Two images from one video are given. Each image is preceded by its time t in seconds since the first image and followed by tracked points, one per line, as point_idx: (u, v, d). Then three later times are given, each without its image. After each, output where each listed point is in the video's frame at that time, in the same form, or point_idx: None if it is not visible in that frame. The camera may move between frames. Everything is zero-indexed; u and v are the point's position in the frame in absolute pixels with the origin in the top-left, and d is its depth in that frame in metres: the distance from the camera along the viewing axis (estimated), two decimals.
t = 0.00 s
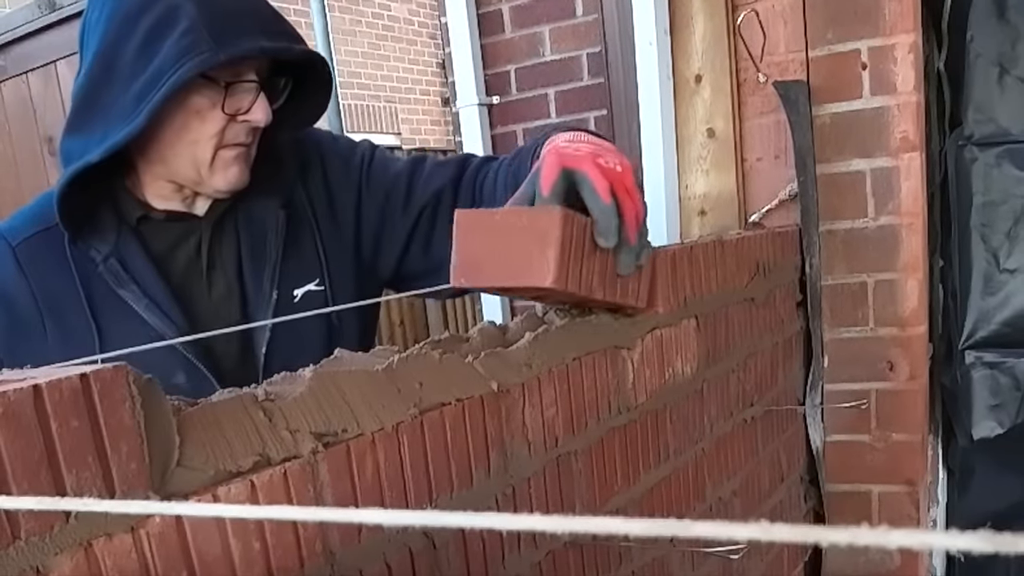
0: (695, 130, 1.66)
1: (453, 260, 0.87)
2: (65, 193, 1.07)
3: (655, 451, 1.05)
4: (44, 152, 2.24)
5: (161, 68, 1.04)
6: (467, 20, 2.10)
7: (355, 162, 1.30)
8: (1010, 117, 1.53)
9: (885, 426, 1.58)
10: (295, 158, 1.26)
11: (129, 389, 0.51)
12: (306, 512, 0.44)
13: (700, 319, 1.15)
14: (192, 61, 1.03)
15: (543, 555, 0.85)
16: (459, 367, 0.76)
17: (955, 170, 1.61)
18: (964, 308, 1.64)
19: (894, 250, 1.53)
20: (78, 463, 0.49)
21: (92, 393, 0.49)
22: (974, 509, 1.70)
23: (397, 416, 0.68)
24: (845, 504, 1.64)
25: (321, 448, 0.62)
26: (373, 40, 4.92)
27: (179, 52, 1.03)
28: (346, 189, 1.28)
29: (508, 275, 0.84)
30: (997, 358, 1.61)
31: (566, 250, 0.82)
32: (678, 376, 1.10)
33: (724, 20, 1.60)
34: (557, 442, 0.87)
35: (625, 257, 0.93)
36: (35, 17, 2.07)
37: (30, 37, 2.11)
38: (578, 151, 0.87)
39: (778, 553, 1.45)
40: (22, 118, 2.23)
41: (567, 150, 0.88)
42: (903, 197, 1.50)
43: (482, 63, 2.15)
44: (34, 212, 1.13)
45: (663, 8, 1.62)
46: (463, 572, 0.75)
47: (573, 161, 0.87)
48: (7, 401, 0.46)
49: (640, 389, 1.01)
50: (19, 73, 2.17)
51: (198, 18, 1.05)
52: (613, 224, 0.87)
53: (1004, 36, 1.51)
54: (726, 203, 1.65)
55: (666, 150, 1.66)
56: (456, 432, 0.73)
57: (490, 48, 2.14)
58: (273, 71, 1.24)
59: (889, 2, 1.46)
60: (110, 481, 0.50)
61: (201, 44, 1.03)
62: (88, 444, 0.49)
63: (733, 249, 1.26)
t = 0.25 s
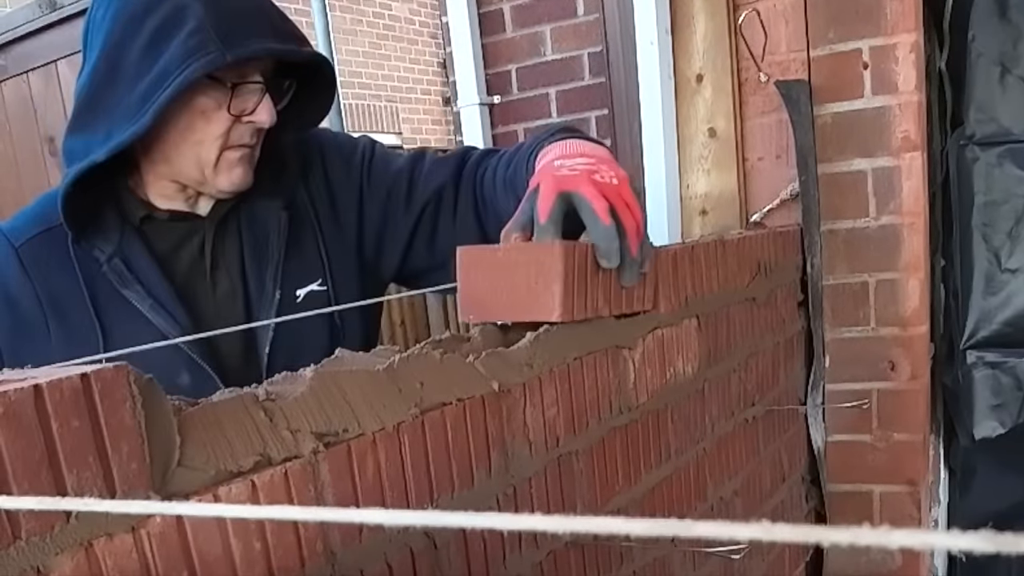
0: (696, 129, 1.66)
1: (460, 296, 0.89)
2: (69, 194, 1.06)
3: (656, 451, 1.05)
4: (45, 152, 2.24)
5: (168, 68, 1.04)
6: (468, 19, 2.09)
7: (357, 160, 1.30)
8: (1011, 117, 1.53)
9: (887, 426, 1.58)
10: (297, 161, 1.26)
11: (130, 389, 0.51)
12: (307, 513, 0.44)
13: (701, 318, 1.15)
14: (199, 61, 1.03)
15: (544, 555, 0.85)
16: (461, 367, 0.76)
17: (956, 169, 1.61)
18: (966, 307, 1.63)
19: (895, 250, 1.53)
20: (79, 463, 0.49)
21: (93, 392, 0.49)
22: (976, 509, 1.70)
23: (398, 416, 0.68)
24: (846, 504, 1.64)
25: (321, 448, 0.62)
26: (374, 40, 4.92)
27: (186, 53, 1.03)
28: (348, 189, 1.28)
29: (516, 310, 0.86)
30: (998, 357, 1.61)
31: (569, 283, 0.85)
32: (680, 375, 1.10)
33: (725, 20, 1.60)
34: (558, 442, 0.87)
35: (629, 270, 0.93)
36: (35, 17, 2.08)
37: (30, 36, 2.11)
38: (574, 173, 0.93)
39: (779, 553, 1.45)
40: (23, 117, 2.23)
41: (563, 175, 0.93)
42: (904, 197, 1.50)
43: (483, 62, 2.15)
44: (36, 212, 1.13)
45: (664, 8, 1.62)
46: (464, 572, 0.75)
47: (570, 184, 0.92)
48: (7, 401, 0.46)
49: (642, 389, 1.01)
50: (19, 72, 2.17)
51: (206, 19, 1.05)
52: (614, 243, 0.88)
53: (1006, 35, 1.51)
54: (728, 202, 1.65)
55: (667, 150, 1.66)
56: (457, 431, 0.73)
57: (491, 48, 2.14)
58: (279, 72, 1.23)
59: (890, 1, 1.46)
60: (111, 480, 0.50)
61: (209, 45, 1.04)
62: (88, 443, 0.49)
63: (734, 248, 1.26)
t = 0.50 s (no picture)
0: (698, 129, 1.66)
1: (460, 306, 0.89)
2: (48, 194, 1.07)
3: (658, 451, 1.05)
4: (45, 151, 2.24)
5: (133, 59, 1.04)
6: (470, 19, 2.10)
7: (352, 160, 1.30)
8: (1013, 116, 1.53)
9: (888, 426, 1.58)
10: (291, 160, 1.26)
11: (131, 389, 0.51)
12: (308, 512, 0.44)
13: (702, 318, 1.15)
14: (163, 53, 1.02)
15: (545, 555, 0.85)
16: (462, 368, 0.76)
17: (958, 169, 1.60)
18: (968, 307, 1.63)
19: (896, 250, 1.52)
20: (79, 463, 0.49)
21: (93, 392, 0.49)
22: (977, 509, 1.69)
23: (398, 416, 0.68)
24: (848, 504, 1.64)
25: (322, 447, 0.62)
26: (375, 40, 4.93)
27: (152, 44, 1.03)
28: (343, 189, 1.28)
29: (519, 320, 0.86)
30: (1000, 357, 1.61)
31: (569, 292, 0.85)
32: (681, 375, 1.10)
33: (726, 19, 1.60)
34: (559, 442, 0.86)
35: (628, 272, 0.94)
36: (36, 16, 2.08)
37: (31, 36, 2.11)
38: (568, 182, 0.94)
39: (780, 553, 1.45)
40: (24, 117, 2.23)
41: (557, 183, 0.94)
42: (906, 196, 1.50)
43: (484, 61, 2.14)
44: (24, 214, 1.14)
45: (666, 7, 1.62)
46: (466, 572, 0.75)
47: (564, 194, 0.93)
48: (7, 401, 0.46)
49: (643, 389, 1.01)
50: (20, 72, 2.17)
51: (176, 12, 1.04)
52: (612, 248, 0.89)
53: (1008, 34, 1.51)
54: (729, 202, 1.65)
55: (669, 149, 1.65)
56: (458, 431, 0.73)
57: (492, 47, 2.14)
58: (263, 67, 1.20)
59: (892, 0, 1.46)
60: (112, 480, 0.50)
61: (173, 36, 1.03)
62: (89, 443, 0.49)
63: (736, 248, 1.26)
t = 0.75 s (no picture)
0: (699, 128, 1.66)
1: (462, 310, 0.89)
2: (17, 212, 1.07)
3: (659, 451, 1.05)
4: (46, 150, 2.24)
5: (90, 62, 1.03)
6: (471, 19, 2.09)
7: (337, 159, 1.29)
8: (1014, 116, 1.53)
9: (889, 426, 1.58)
10: (270, 167, 1.25)
11: (132, 389, 0.51)
12: (309, 513, 0.44)
13: (703, 317, 1.15)
14: (118, 58, 1.01)
15: (546, 555, 0.85)
16: (463, 367, 0.76)
17: (959, 168, 1.60)
18: (969, 307, 1.63)
19: (898, 250, 1.52)
20: (80, 462, 0.49)
21: (93, 391, 0.49)
22: (978, 509, 1.69)
23: (399, 416, 0.68)
24: (849, 504, 1.64)
25: (323, 447, 0.62)
26: (376, 39, 4.92)
27: (109, 48, 1.02)
28: (328, 195, 1.27)
29: (521, 321, 0.86)
30: (1002, 357, 1.61)
31: (572, 295, 0.85)
32: (682, 375, 1.10)
33: (727, 18, 1.60)
34: (560, 442, 0.86)
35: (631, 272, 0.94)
36: (36, 15, 2.08)
37: (31, 35, 2.11)
38: (573, 178, 0.94)
39: (782, 553, 1.45)
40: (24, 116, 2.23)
41: (561, 179, 0.94)
42: (907, 196, 1.50)
43: (484, 60, 2.14)
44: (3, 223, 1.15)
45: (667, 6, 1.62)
46: (467, 572, 0.75)
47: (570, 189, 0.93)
48: (8, 401, 0.45)
49: (644, 389, 1.00)
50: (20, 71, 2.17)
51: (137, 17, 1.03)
52: (615, 243, 0.89)
53: (1009, 34, 1.50)
54: (730, 201, 1.65)
55: (670, 149, 1.65)
56: (459, 430, 0.73)
57: (493, 47, 2.14)
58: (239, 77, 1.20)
59: None
60: (113, 480, 0.50)
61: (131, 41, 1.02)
62: (90, 443, 0.49)
63: (737, 247, 1.26)
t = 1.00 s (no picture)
0: (700, 128, 1.66)
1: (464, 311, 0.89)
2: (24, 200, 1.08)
3: (660, 451, 1.05)
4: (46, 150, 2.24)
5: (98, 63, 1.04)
6: (472, 18, 2.09)
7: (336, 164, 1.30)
8: (1016, 115, 1.53)
9: (891, 426, 1.58)
10: (275, 168, 1.25)
11: (132, 389, 0.51)
12: (310, 512, 0.44)
13: (703, 317, 1.15)
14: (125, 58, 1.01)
15: (547, 555, 0.85)
16: (464, 367, 0.76)
17: (961, 167, 1.60)
18: (971, 306, 1.63)
19: (899, 249, 1.52)
20: (80, 462, 0.49)
21: (94, 391, 0.49)
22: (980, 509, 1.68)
23: (400, 416, 0.68)
24: (850, 504, 1.63)
25: (324, 448, 0.62)
26: (376, 39, 4.92)
27: (116, 48, 1.02)
28: (329, 194, 1.28)
29: (522, 322, 0.86)
30: (1003, 357, 1.60)
31: (574, 294, 0.86)
32: (683, 375, 1.10)
33: (729, 18, 1.60)
34: (561, 442, 0.86)
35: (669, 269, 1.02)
36: (37, 15, 2.08)
37: (31, 35, 2.11)
38: (617, 178, 1.01)
39: (783, 553, 1.45)
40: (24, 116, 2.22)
41: (607, 179, 1.00)
42: (908, 196, 1.50)
43: (485, 60, 2.14)
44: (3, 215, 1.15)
45: (668, 6, 1.61)
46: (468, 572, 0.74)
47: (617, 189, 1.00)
48: (8, 400, 0.45)
49: (644, 389, 1.00)
50: (20, 71, 2.17)
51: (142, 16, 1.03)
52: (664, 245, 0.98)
53: (1011, 33, 1.50)
54: (731, 201, 1.64)
55: (671, 149, 1.65)
56: (460, 430, 0.73)
57: (494, 46, 2.13)
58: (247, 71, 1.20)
59: None
60: (113, 480, 0.50)
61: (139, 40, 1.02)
62: (90, 442, 0.49)
63: (738, 247, 1.26)
